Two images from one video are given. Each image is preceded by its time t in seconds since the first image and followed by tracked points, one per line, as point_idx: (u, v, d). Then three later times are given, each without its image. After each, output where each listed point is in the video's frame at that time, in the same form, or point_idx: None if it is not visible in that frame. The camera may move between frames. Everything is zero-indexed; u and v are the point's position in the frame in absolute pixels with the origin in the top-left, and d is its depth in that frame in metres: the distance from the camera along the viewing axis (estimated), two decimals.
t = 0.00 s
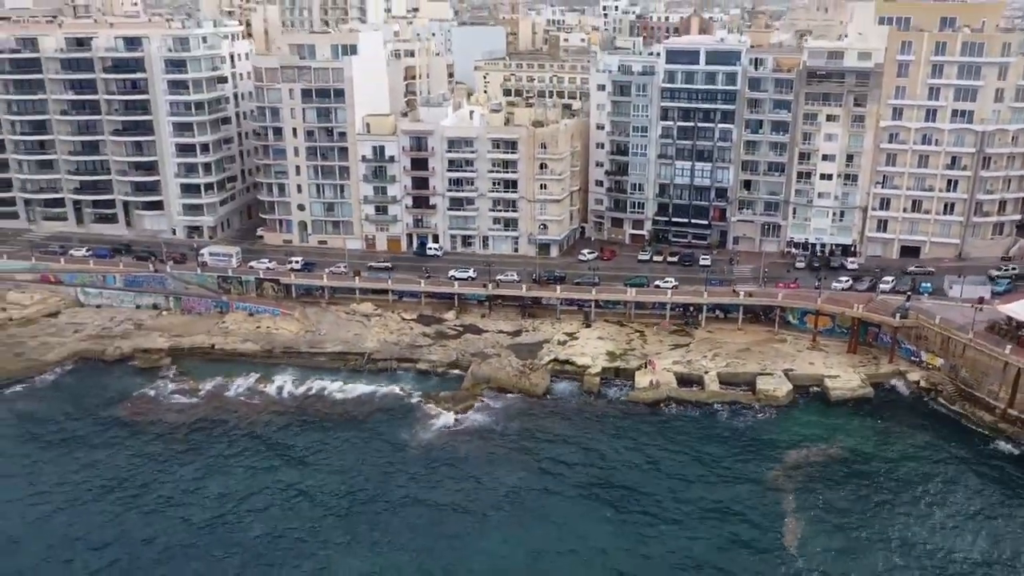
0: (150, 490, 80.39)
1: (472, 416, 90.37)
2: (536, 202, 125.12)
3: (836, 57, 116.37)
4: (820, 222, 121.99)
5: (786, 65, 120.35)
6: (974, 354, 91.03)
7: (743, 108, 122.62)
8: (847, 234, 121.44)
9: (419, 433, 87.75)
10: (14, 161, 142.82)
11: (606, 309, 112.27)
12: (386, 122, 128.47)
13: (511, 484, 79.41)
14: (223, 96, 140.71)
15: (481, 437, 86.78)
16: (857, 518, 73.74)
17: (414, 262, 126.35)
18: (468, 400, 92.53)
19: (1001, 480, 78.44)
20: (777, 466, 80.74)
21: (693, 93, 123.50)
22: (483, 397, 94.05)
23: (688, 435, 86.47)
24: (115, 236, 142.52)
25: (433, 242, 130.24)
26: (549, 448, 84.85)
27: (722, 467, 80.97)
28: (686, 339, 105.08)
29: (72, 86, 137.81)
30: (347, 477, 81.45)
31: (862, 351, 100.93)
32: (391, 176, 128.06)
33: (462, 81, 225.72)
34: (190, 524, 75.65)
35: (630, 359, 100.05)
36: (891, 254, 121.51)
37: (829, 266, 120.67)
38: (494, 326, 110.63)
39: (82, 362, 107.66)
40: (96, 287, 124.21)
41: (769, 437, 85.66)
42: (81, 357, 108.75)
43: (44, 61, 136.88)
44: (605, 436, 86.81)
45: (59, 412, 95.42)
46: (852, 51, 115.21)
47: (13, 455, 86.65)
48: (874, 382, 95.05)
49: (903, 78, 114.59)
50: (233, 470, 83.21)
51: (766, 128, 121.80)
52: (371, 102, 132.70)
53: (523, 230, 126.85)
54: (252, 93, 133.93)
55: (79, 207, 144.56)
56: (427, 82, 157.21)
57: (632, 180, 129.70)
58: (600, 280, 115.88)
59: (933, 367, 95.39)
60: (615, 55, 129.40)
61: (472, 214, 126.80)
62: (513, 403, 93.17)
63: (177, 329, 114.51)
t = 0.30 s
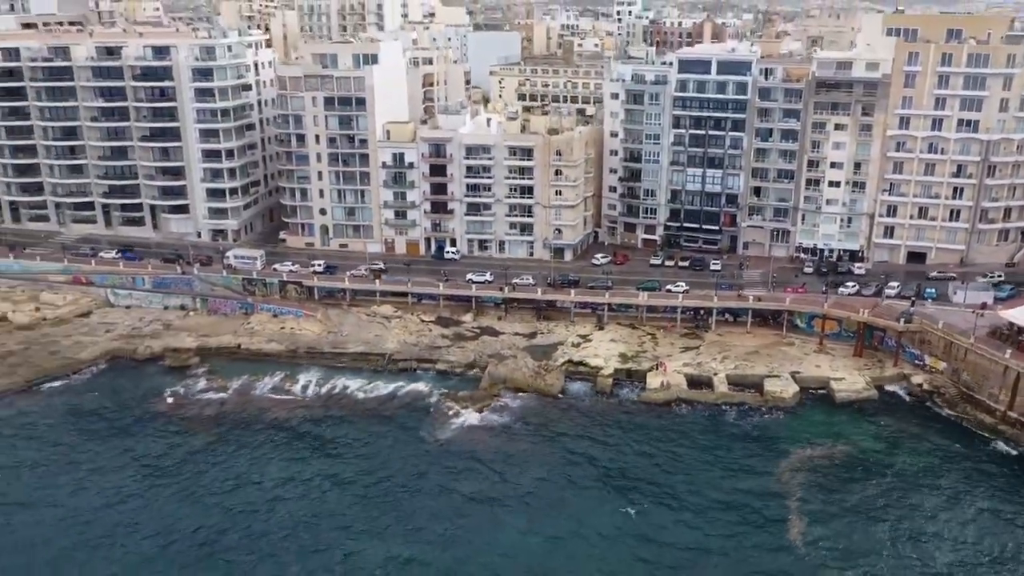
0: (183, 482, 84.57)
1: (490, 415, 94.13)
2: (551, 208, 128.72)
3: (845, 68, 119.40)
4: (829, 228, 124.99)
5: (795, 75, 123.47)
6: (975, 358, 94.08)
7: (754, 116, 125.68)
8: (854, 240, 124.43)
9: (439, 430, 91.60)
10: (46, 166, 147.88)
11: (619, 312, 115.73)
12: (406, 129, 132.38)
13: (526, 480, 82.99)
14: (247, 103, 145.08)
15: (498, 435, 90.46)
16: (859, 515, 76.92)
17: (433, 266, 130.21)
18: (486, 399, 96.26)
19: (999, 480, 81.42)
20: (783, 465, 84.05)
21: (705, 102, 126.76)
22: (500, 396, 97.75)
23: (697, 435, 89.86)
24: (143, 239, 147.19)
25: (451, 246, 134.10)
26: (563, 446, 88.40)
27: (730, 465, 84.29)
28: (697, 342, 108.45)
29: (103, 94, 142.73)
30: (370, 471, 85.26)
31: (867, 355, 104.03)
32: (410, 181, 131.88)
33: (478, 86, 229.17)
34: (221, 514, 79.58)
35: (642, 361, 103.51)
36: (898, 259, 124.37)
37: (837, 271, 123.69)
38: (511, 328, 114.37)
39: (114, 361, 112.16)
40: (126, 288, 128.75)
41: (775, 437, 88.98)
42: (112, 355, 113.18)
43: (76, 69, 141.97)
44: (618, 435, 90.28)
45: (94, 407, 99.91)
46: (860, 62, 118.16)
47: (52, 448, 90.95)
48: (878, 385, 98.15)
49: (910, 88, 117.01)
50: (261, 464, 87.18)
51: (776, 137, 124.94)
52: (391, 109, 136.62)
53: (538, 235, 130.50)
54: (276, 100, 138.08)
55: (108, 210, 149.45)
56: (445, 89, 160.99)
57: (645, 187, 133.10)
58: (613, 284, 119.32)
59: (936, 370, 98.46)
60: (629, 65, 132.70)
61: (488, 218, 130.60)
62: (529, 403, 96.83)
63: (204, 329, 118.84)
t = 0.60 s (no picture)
0: (216, 474, 88.94)
1: (508, 414, 98.12)
2: (567, 214, 132.55)
3: (854, 79, 122.56)
4: (837, 234, 128.25)
5: (805, 85, 126.75)
6: (978, 362, 97.26)
7: (765, 125, 129.24)
8: (862, 247, 127.68)
9: (459, 428, 95.65)
10: (78, 171, 152.94)
11: (632, 315, 119.43)
12: (425, 136, 136.51)
13: (543, 476, 86.79)
14: (272, 110, 149.64)
15: (515, 432, 94.47)
16: (862, 511, 80.38)
17: (451, 269, 134.32)
18: (504, 399, 100.24)
19: (998, 480, 84.63)
20: (789, 464, 87.58)
21: (716, 111, 130.26)
22: (518, 396, 101.75)
23: (707, 434, 93.49)
24: (170, 242, 151.91)
25: (469, 249, 138.20)
26: (578, 443, 92.30)
27: (739, 463, 87.88)
28: (707, 345, 112.08)
29: (133, 101, 147.64)
30: (394, 466, 89.36)
31: (873, 358, 107.34)
32: (430, 187, 136.00)
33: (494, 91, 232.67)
34: (254, 506, 83.74)
35: (654, 362, 107.22)
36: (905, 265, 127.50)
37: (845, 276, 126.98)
38: (527, 330, 118.33)
39: (146, 359, 116.80)
40: (155, 289, 133.43)
41: (782, 437, 92.52)
42: (144, 355, 117.70)
43: (108, 78, 146.95)
44: (631, 433, 94.03)
45: (129, 404, 104.51)
46: (869, 73, 121.21)
47: (91, 442, 95.48)
48: (882, 387, 101.50)
49: (918, 98, 120.38)
50: (290, 458, 91.47)
51: (786, 145, 128.25)
52: (411, 117, 140.74)
53: (553, 240, 134.40)
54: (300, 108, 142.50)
55: (137, 213, 154.32)
56: (463, 96, 165.00)
57: (658, 193, 136.76)
58: (626, 288, 123.06)
59: (939, 373, 101.76)
60: (643, 74, 136.28)
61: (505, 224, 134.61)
62: (545, 402, 100.75)
63: (232, 329, 123.38)
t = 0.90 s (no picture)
0: (244, 469, 92.91)
1: (523, 414, 101.81)
2: (580, 219, 136.10)
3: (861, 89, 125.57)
4: (844, 240, 131.34)
5: (813, 94, 129.86)
6: (979, 365, 100.33)
7: (773, 133, 132.40)
8: (869, 252, 130.74)
9: (476, 426, 99.37)
10: (105, 175, 157.77)
11: (643, 318, 122.91)
12: (442, 143, 140.33)
13: (557, 472, 90.42)
14: (293, 117, 153.78)
15: (531, 431, 98.13)
16: (864, 508, 83.64)
17: (467, 272, 138.15)
18: (519, 398, 103.91)
19: (997, 479, 87.74)
20: (795, 462, 90.90)
21: (726, 119, 133.59)
22: (532, 395, 105.38)
23: (715, 434, 96.89)
24: (194, 244, 156.37)
25: (484, 253, 141.98)
26: (591, 441, 95.88)
27: (746, 462, 91.24)
28: (716, 348, 115.47)
29: (159, 108, 152.11)
30: (415, 461, 93.12)
31: (878, 360, 110.52)
32: (447, 192, 139.82)
33: (507, 95, 236.58)
34: (280, 499, 87.63)
35: (664, 364, 110.69)
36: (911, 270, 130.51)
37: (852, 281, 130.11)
38: (541, 332, 122.00)
39: (173, 358, 121.05)
40: (181, 291, 137.85)
41: (788, 437, 95.84)
42: (171, 354, 121.90)
43: (135, 85, 151.52)
44: (642, 432, 97.54)
45: (159, 401, 108.70)
46: (876, 83, 124.23)
47: (124, 437, 99.72)
48: (886, 390, 104.66)
49: (923, 108, 123.34)
50: (314, 454, 95.36)
51: (794, 153, 131.43)
52: (429, 124, 144.68)
53: (567, 244, 138.02)
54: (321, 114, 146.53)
55: (162, 217, 159.02)
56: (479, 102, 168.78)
57: (669, 199, 140.18)
58: (637, 291, 126.53)
59: (942, 376, 104.86)
60: (655, 83, 139.71)
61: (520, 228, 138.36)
62: (558, 402, 104.36)
63: (255, 330, 127.54)
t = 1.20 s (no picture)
0: (282, 461, 97.51)
1: (549, 413, 105.77)
2: (604, 224, 139.80)
3: (880, 99, 128.25)
4: (863, 247, 134.11)
5: (833, 104, 132.74)
6: (993, 372, 103.09)
7: (794, 142, 135.35)
8: (887, 259, 133.52)
9: (503, 424, 103.41)
10: (144, 178, 163.51)
11: (665, 322, 126.38)
12: (470, 149, 144.53)
13: (581, 470, 94.14)
14: (326, 123, 158.58)
15: (556, 430, 102.09)
16: (879, 509, 86.77)
17: (494, 275, 142.34)
18: (545, 399, 107.90)
19: (1008, 482, 90.54)
20: (812, 464, 94.19)
21: (748, 128, 136.79)
22: (558, 396, 109.16)
23: (734, 435, 100.35)
24: (230, 245, 161.82)
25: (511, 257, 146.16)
26: (615, 441, 99.64)
27: (764, 462, 94.64)
28: (736, 351, 118.85)
29: (197, 114, 157.48)
30: (445, 457, 97.33)
31: (894, 366, 113.48)
32: (475, 197, 144.01)
33: (532, 100, 240.45)
34: (317, 490, 92.08)
35: (685, 367, 114.18)
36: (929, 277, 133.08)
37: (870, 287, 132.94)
38: (566, 335, 125.91)
39: (212, 356, 126.12)
40: (217, 291, 143.05)
41: (806, 439, 99.10)
42: (210, 351, 126.95)
43: (174, 92, 157.08)
44: (663, 433, 101.12)
45: (199, 397, 113.74)
46: (895, 94, 126.97)
47: (167, 431, 104.68)
48: (902, 395, 107.61)
49: (942, 118, 125.86)
50: (349, 448, 99.80)
51: (815, 161, 134.35)
52: (457, 131, 148.90)
53: (591, 248, 141.83)
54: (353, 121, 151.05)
55: (198, 219, 164.55)
56: (505, 109, 172.89)
57: (691, 205, 143.58)
58: (659, 295, 130.06)
59: (957, 383, 107.72)
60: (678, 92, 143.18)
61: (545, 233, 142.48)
62: (582, 402, 108.18)
63: (290, 330, 132.36)
